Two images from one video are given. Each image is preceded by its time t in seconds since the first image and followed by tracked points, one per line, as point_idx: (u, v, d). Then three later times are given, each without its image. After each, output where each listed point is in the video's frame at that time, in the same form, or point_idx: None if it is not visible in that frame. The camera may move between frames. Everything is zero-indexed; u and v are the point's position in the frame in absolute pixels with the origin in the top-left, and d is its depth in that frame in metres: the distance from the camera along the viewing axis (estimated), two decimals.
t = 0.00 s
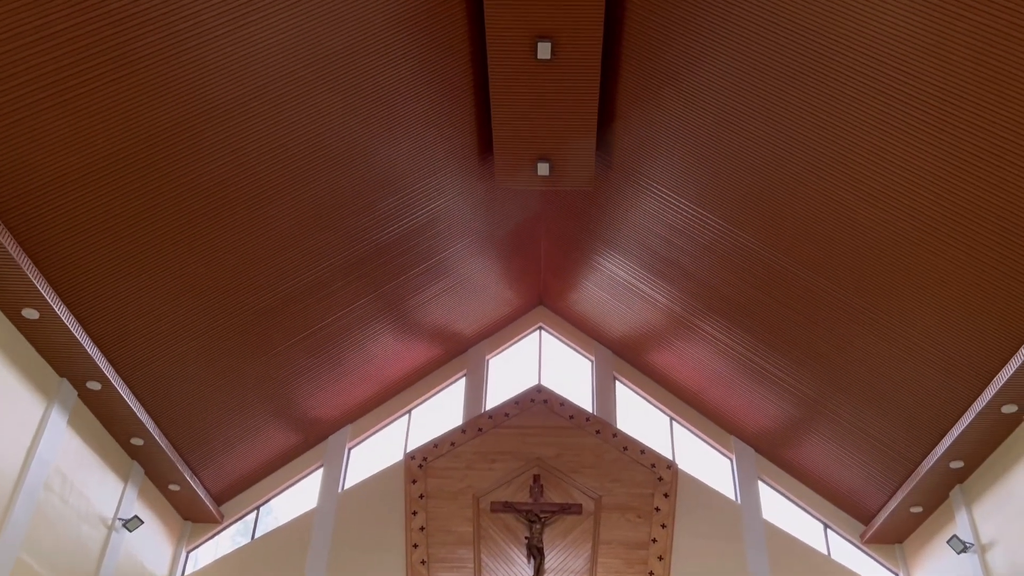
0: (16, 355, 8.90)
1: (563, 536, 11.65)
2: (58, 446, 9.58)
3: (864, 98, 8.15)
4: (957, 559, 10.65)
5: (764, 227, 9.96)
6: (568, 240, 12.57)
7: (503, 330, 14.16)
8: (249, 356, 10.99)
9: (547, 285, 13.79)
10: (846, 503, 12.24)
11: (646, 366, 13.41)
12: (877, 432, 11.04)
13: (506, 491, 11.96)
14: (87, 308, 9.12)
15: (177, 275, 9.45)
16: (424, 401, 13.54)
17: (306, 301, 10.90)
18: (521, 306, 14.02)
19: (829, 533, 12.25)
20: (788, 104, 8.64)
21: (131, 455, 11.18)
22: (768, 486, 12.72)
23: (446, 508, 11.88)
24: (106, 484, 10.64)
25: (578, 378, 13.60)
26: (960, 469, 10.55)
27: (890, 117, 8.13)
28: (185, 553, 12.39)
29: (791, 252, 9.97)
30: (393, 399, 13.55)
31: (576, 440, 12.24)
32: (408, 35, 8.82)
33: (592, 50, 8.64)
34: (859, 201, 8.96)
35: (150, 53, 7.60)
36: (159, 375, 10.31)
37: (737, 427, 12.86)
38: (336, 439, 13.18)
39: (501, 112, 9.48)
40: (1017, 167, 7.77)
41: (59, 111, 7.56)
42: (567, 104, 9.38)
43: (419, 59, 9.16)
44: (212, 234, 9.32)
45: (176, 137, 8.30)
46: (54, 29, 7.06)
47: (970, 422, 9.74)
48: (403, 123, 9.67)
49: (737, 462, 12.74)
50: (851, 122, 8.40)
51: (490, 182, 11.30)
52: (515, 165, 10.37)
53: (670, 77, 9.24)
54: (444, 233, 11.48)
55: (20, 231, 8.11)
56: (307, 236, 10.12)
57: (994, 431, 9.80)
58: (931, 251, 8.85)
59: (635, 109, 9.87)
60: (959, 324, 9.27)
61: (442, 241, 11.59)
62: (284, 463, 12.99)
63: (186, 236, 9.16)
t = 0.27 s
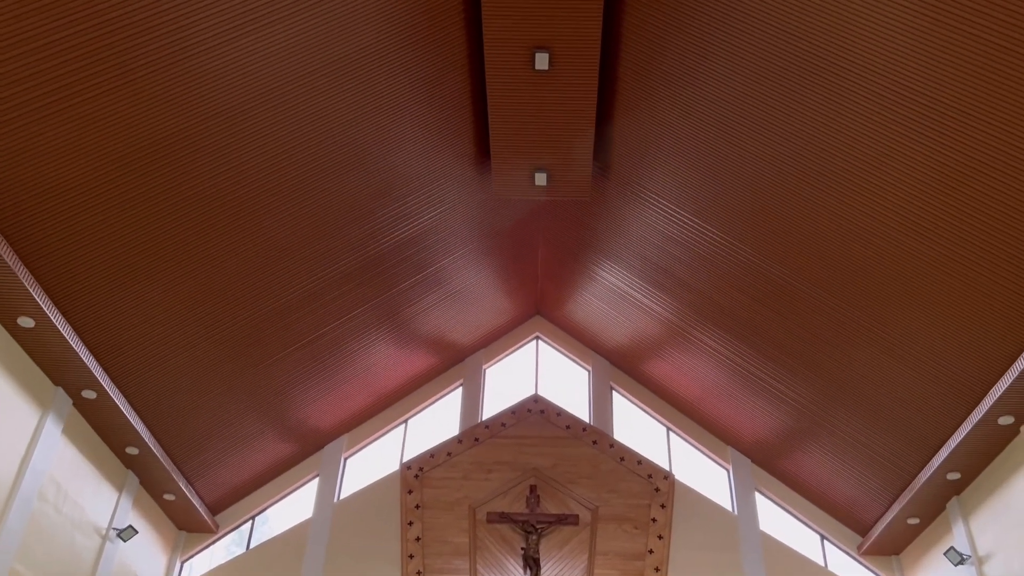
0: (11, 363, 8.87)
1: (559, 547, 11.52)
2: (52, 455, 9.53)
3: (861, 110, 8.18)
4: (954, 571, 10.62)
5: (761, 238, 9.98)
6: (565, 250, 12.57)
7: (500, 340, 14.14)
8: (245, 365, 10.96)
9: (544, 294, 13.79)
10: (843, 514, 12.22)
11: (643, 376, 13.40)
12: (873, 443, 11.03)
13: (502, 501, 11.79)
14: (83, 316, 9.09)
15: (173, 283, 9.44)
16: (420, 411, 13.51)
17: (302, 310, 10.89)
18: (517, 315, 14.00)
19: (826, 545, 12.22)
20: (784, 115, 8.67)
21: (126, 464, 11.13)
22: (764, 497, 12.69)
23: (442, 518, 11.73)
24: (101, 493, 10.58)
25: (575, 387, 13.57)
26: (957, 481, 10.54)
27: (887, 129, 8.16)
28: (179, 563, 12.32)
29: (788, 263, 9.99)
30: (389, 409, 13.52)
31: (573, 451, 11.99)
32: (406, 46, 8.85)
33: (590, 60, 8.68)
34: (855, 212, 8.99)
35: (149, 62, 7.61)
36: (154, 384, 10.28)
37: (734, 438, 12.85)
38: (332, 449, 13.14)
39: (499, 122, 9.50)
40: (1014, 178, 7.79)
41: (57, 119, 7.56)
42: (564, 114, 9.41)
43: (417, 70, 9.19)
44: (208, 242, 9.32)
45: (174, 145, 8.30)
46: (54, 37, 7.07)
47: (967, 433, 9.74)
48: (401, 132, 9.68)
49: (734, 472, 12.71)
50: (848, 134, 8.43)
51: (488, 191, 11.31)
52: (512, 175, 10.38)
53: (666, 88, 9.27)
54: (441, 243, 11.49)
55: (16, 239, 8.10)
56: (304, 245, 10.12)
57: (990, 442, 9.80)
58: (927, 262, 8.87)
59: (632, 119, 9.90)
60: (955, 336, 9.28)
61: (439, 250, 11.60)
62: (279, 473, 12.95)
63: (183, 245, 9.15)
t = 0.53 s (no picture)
0: (8, 371, 8.85)
1: (556, 557, 11.27)
2: (48, 464, 9.48)
3: (859, 121, 8.21)
4: None
5: (758, 248, 9.99)
6: (563, 259, 12.58)
7: (498, 349, 14.12)
8: (242, 374, 10.94)
9: (542, 304, 13.79)
10: (841, 524, 12.20)
11: (640, 385, 13.39)
12: (871, 453, 11.02)
13: (499, 511, 11.53)
14: (79, 324, 9.08)
15: (170, 291, 9.42)
16: (417, 419, 13.48)
17: (300, 319, 10.88)
18: (515, 324, 13.99)
19: (824, 555, 12.19)
20: (781, 126, 8.70)
21: (122, 473, 11.08)
22: (762, 507, 12.66)
23: (438, 527, 11.47)
24: (96, 502, 10.52)
25: (572, 397, 13.54)
26: (955, 491, 10.52)
27: (885, 140, 8.18)
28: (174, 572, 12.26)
29: (785, 272, 10.00)
30: (386, 418, 13.49)
31: (570, 460, 11.79)
32: (405, 55, 8.88)
33: (588, 71, 8.71)
34: (853, 223, 9.01)
35: (149, 70, 7.63)
36: (151, 392, 10.27)
37: (731, 447, 12.83)
38: (329, 458, 13.10)
39: (497, 131, 9.52)
40: (1013, 188, 7.81)
41: (55, 126, 7.57)
42: (562, 124, 9.43)
43: (415, 79, 9.22)
44: (205, 250, 9.31)
45: (172, 154, 8.31)
46: (53, 45, 7.09)
47: (964, 443, 9.73)
48: (399, 141, 9.70)
49: (732, 482, 12.69)
50: (845, 145, 8.46)
51: (486, 200, 11.32)
52: (510, 184, 10.40)
53: (664, 98, 9.30)
54: (439, 251, 11.49)
55: (14, 247, 8.10)
56: (302, 254, 10.12)
57: (988, 452, 9.79)
58: (924, 272, 8.89)
59: (630, 129, 9.92)
60: (952, 346, 9.29)
61: (436, 259, 11.60)
62: (275, 482, 12.91)
63: (180, 253, 9.14)
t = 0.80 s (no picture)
0: (5, 380, 8.84)
1: (553, 567, 10.93)
2: (43, 473, 9.44)
3: (857, 132, 8.23)
4: None
5: (756, 257, 10.01)
6: (561, 268, 12.58)
7: (496, 357, 14.10)
8: (239, 382, 10.91)
9: (539, 313, 13.78)
10: (839, 534, 12.18)
11: (638, 394, 13.38)
12: (869, 463, 11.02)
13: (498, 520, 11.25)
14: (77, 331, 9.07)
15: (168, 299, 9.41)
16: (414, 428, 13.45)
17: (297, 327, 10.87)
18: (513, 333, 13.98)
19: (822, 565, 12.15)
20: (779, 136, 8.73)
21: (118, 482, 11.04)
22: (760, 517, 12.63)
23: (435, 536, 11.21)
24: (92, 511, 10.47)
25: (570, 406, 13.52)
26: (953, 501, 10.50)
27: (883, 151, 8.21)
28: None
29: (783, 282, 10.01)
30: (384, 426, 13.46)
31: (568, 469, 11.61)
32: (404, 65, 8.91)
33: (586, 81, 8.74)
34: (850, 233, 9.03)
35: (148, 78, 7.64)
36: (148, 400, 10.24)
37: (729, 457, 12.81)
38: (326, 467, 13.06)
39: (495, 141, 9.54)
40: (1011, 199, 7.82)
41: (54, 134, 7.57)
42: (560, 134, 9.46)
43: (414, 88, 9.24)
44: (203, 258, 9.30)
45: (170, 162, 8.32)
46: (53, 54, 7.11)
47: (962, 454, 9.72)
48: (397, 150, 9.71)
49: (729, 492, 12.66)
50: (844, 156, 8.49)
51: (484, 209, 11.33)
52: (508, 194, 10.41)
53: (662, 108, 9.33)
54: (437, 260, 11.49)
55: (11, 254, 8.09)
56: (300, 262, 10.12)
57: (986, 463, 9.78)
58: (922, 282, 8.89)
59: (628, 139, 9.95)
60: (950, 356, 9.29)
61: (434, 268, 11.59)
62: (272, 491, 12.87)
63: (178, 260, 9.14)
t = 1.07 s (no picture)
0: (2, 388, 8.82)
1: None
2: (40, 481, 9.41)
3: (855, 142, 8.26)
4: None
5: (755, 266, 10.01)
6: (559, 276, 12.57)
7: (494, 366, 14.08)
8: (236, 391, 10.89)
9: (538, 321, 13.77)
10: (837, 544, 12.15)
11: (636, 403, 13.36)
12: (868, 473, 11.00)
13: (497, 530, 11.19)
14: (74, 339, 9.05)
15: (166, 307, 9.40)
16: (413, 437, 13.43)
17: (296, 335, 10.86)
18: (511, 342, 13.96)
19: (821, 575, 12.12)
20: (777, 145, 8.75)
21: (115, 490, 11.00)
22: (759, 526, 12.60)
23: (432, 548, 11.15)
24: (88, 520, 10.43)
25: (569, 415, 13.49)
26: (952, 511, 10.48)
27: (882, 160, 8.22)
28: None
29: (782, 291, 10.02)
30: (382, 435, 13.43)
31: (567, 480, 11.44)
32: (403, 74, 8.92)
33: (585, 90, 8.76)
34: (849, 242, 9.03)
35: (147, 87, 7.66)
36: (145, 408, 10.22)
37: (728, 466, 12.79)
38: (323, 476, 13.02)
39: (494, 149, 9.55)
40: (1011, 208, 7.83)
41: (53, 142, 7.58)
42: (559, 143, 9.47)
43: (413, 97, 9.25)
44: (202, 266, 9.30)
45: (169, 170, 8.32)
46: (52, 62, 7.13)
47: (961, 463, 9.71)
48: (396, 159, 9.72)
49: (728, 501, 12.63)
50: (842, 165, 8.51)
51: (482, 218, 11.33)
52: (507, 202, 10.41)
53: (660, 118, 9.35)
54: (435, 269, 11.49)
55: (9, 262, 8.08)
56: (298, 271, 10.12)
57: (985, 473, 9.77)
58: (920, 291, 8.90)
59: (627, 149, 9.97)
60: (949, 365, 9.29)
61: (433, 276, 11.59)
62: (270, 500, 12.85)
63: (176, 268, 9.13)
